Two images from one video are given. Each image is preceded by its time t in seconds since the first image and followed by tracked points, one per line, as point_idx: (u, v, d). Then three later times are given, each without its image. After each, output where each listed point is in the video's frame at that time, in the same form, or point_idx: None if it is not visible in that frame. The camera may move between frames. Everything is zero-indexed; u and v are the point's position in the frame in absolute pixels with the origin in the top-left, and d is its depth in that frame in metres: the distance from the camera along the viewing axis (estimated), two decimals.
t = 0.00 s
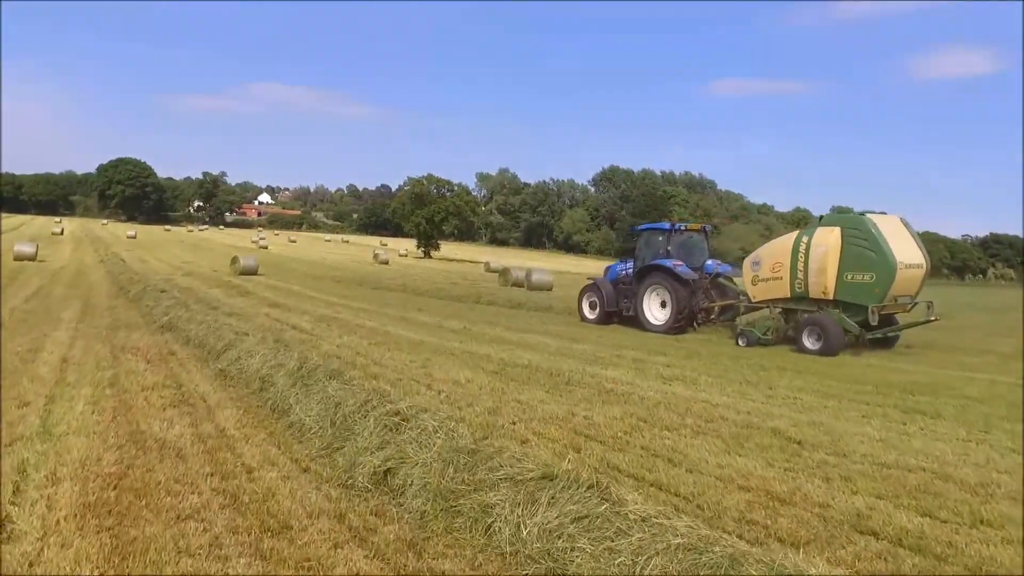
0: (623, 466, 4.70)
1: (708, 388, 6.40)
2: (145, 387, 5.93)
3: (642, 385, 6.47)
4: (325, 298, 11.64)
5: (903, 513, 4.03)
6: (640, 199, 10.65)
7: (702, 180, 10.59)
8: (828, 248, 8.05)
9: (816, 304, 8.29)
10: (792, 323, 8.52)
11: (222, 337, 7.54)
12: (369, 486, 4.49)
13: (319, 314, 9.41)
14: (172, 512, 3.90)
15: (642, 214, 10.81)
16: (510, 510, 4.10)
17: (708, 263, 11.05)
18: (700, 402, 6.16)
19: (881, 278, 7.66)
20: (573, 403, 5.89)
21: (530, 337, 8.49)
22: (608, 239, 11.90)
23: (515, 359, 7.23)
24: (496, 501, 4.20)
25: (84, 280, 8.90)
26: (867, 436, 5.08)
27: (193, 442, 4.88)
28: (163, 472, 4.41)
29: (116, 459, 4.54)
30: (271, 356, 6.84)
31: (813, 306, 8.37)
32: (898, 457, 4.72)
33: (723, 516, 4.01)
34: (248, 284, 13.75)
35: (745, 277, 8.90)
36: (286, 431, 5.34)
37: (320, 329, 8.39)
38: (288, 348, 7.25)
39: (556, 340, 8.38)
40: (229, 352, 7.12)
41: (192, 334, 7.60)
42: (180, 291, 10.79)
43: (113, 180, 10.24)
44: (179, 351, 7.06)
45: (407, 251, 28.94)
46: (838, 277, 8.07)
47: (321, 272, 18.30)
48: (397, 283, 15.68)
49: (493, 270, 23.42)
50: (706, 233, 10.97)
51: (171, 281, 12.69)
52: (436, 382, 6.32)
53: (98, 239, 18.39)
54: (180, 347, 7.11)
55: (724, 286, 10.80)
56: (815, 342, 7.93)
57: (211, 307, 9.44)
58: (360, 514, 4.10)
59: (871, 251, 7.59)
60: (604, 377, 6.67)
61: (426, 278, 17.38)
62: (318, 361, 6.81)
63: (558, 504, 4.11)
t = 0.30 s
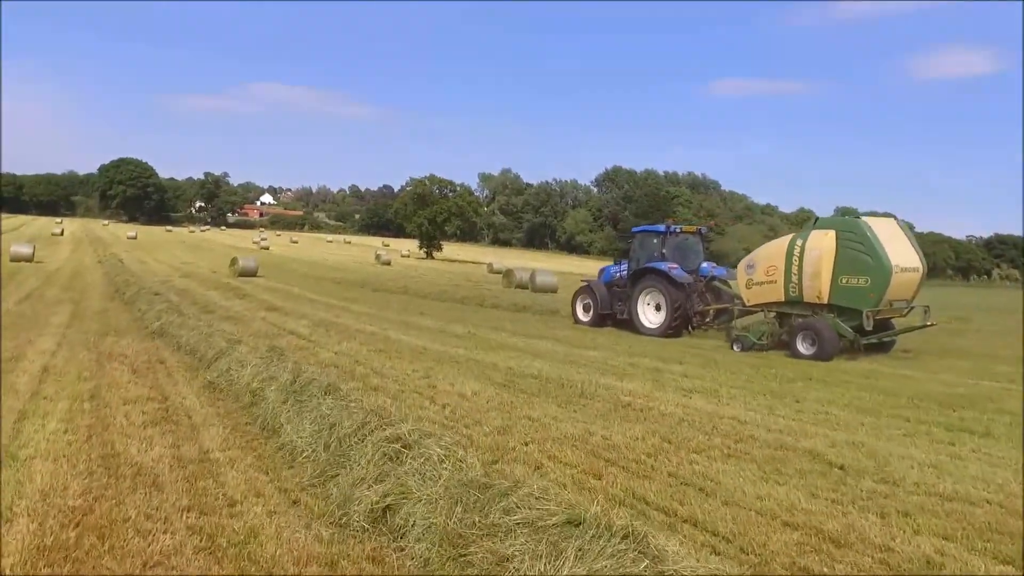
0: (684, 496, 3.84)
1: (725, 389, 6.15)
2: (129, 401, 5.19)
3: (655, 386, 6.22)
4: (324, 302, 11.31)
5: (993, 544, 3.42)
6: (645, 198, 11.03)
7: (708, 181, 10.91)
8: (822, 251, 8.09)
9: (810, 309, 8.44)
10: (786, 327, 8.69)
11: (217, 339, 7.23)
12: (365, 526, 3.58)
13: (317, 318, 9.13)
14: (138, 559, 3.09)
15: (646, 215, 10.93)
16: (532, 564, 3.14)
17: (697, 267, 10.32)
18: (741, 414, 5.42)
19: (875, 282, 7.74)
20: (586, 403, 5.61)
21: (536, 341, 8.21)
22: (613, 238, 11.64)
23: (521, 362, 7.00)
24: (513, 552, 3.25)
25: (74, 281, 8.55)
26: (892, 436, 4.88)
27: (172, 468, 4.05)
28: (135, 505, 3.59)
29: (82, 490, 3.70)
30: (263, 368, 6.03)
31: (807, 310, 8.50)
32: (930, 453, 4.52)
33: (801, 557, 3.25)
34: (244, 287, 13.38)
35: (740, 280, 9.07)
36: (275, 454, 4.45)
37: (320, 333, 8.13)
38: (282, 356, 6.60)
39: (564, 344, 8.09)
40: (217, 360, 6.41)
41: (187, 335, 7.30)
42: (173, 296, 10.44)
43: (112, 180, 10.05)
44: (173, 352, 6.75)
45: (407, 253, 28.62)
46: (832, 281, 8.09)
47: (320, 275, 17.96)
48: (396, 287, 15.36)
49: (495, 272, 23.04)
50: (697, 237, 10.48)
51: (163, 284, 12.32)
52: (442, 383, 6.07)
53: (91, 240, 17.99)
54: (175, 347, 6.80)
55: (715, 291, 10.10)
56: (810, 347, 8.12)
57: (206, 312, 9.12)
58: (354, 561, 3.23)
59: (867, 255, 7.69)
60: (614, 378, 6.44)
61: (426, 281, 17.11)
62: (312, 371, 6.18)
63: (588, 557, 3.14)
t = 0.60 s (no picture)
0: (726, 531, 3.32)
1: (729, 392, 6.03)
2: (110, 416, 4.77)
3: (658, 388, 6.09)
4: (323, 304, 11.20)
5: None
6: (648, 198, 10.54)
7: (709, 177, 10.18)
8: (815, 255, 8.32)
9: (802, 311, 8.77)
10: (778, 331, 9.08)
11: (211, 344, 7.10)
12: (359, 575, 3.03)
13: (316, 322, 9.01)
14: None
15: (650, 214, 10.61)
16: None
17: (690, 269, 10.93)
18: (778, 433, 4.87)
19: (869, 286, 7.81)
20: (589, 407, 5.46)
21: (537, 345, 8.08)
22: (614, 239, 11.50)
23: (522, 365, 6.89)
24: None
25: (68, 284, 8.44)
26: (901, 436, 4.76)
27: (145, 497, 3.58)
28: (99, 545, 3.12)
29: (40, 525, 3.25)
30: (251, 383, 5.54)
31: (800, 314, 8.82)
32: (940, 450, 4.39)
33: None
34: (244, 289, 13.28)
35: (733, 283, 9.47)
36: (262, 481, 3.95)
37: (317, 336, 8.01)
38: (275, 365, 6.31)
39: (566, 348, 7.96)
40: (205, 369, 6.09)
41: (181, 338, 7.17)
42: (170, 299, 10.33)
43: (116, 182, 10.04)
44: (166, 356, 6.64)
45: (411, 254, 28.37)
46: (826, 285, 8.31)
47: (321, 276, 17.87)
48: (397, 289, 15.24)
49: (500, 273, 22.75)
50: (690, 239, 11.04)
51: (162, 287, 12.22)
52: (434, 386, 5.95)
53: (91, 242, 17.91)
54: (168, 351, 6.69)
55: (707, 292, 10.78)
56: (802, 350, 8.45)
57: (202, 315, 9.01)
58: None
59: (859, 258, 7.76)
60: (616, 381, 6.32)
61: (428, 282, 16.99)
62: (306, 380, 5.92)
63: None
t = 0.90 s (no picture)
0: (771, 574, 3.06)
1: (730, 400, 5.88)
2: (82, 433, 4.59)
3: (658, 397, 5.94)
4: (321, 306, 11.08)
5: None
6: (651, 198, 10.86)
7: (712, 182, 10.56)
8: (807, 257, 7.97)
9: (795, 315, 8.41)
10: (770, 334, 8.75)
11: (202, 349, 6.98)
12: None
13: (312, 325, 8.88)
14: None
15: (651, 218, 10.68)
16: None
17: (683, 270, 10.11)
18: (812, 451, 4.60)
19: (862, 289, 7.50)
20: (586, 416, 5.32)
21: (536, 350, 7.94)
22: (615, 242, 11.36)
23: (519, 371, 6.74)
24: None
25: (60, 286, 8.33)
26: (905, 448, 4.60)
27: (116, 531, 3.38)
28: None
29: None
30: (241, 395, 5.33)
31: (791, 317, 8.47)
32: (946, 463, 4.24)
33: None
34: (242, 290, 13.18)
35: (724, 285, 9.13)
36: (247, 509, 3.73)
37: (312, 341, 7.88)
38: (266, 374, 6.13)
39: (565, 352, 7.82)
40: (191, 379, 5.91)
41: (172, 343, 7.05)
42: (166, 301, 10.21)
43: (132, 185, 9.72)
44: (155, 363, 6.46)
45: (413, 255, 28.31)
46: (818, 288, 7.96)
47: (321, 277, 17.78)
48: (397, 290, 15.13)
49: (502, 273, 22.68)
50: (684, 240, 10.28)
51: (160, 288, 12.12)
52: (437, 396, 5.78)
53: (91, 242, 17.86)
54: (158, 356, 6.56)
55: (700, 295, 9.93)
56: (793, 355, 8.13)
57: (196, 318, 8.89)
58: None
59: (852, 261, 7.44)
60: (615, 389, 6.17)
61: (428, 284, 16.89)
62: (297, 391, 5.75)
63: None
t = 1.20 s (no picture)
0: None
1: (736, 406, 5.73)
2: (57, 453, 4.25)
3: (660, 403, 5.72)
4: (319, 310, 10.95)
5: None
6: (653, 199, 10.27)
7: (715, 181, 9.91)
8: (797, 260, 8.10)
9: (784, 318, 8.55)
10: (761, 337, 8.86)
11: (193, 356, 6.82)
12: None
13: (309, 330, 8.76)
14: None
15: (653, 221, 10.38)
16: None
17: (674, 272, 10.72)
18: (850, 474, 4.12)
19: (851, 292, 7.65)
20: (587, 424, 5.16)
21: (535, 355, 7.82)
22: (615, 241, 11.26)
23: (517, 376, 6.61)
24: None
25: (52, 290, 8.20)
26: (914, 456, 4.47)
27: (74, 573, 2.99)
28: None
29: None
30: (226, 412, 4.91)
31: (781, 321, 8.59)
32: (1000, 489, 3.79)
33: None
34: (240, 293, 13.06)
35: (715, 288, 9.25)
36: (229, 546, 3.33)
37: (307, 346, 7.76)
38: (258, 387, 5.77)
39: (566, 358, 7.68)
40: (178, 392, 5.63)
41: (164, 349, 6.90)
42: (161, 305, 10.09)
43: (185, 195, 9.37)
44: (142, 373, 6.23)
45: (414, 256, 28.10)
46: (807, 292, 8.08)
47: (321, 279, 17.70)
48: (397, 293, 15.02)
49: (503, 274, 22.46)
50: (676, 243, 10.88)
51: (155, 291, 12.00)
52: (438, 408, 5.48)
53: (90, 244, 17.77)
54: (149, 361, 6.42)
55: (692, 296, 10.46)
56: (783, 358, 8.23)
57: (190, 324, 8.75)
58: None
59: (842, 264, 7.61)
60: (617, 394, 6.04)
61: (428, 286, 16.83)
62: (289, 405, 5.44)
63: None
